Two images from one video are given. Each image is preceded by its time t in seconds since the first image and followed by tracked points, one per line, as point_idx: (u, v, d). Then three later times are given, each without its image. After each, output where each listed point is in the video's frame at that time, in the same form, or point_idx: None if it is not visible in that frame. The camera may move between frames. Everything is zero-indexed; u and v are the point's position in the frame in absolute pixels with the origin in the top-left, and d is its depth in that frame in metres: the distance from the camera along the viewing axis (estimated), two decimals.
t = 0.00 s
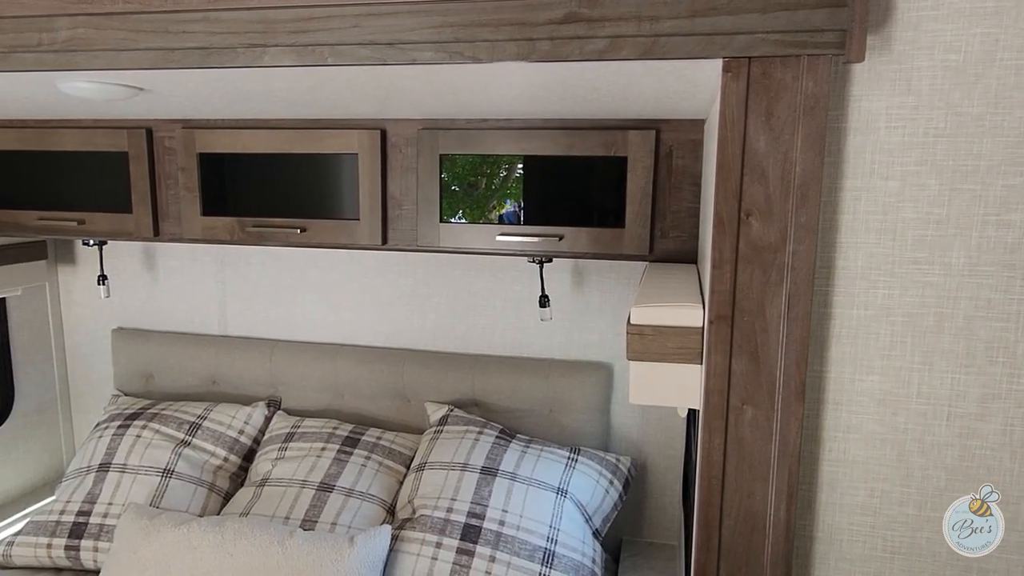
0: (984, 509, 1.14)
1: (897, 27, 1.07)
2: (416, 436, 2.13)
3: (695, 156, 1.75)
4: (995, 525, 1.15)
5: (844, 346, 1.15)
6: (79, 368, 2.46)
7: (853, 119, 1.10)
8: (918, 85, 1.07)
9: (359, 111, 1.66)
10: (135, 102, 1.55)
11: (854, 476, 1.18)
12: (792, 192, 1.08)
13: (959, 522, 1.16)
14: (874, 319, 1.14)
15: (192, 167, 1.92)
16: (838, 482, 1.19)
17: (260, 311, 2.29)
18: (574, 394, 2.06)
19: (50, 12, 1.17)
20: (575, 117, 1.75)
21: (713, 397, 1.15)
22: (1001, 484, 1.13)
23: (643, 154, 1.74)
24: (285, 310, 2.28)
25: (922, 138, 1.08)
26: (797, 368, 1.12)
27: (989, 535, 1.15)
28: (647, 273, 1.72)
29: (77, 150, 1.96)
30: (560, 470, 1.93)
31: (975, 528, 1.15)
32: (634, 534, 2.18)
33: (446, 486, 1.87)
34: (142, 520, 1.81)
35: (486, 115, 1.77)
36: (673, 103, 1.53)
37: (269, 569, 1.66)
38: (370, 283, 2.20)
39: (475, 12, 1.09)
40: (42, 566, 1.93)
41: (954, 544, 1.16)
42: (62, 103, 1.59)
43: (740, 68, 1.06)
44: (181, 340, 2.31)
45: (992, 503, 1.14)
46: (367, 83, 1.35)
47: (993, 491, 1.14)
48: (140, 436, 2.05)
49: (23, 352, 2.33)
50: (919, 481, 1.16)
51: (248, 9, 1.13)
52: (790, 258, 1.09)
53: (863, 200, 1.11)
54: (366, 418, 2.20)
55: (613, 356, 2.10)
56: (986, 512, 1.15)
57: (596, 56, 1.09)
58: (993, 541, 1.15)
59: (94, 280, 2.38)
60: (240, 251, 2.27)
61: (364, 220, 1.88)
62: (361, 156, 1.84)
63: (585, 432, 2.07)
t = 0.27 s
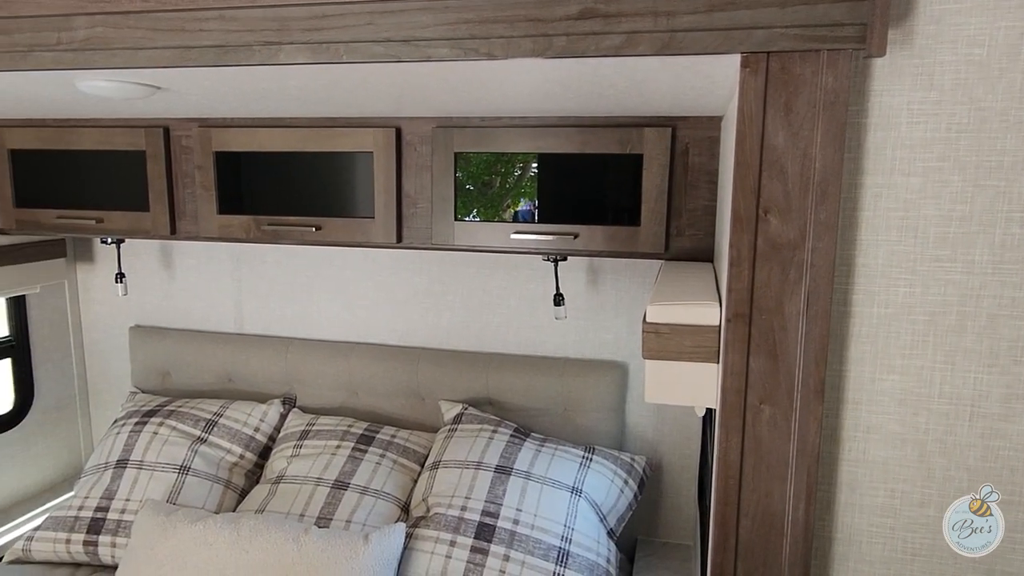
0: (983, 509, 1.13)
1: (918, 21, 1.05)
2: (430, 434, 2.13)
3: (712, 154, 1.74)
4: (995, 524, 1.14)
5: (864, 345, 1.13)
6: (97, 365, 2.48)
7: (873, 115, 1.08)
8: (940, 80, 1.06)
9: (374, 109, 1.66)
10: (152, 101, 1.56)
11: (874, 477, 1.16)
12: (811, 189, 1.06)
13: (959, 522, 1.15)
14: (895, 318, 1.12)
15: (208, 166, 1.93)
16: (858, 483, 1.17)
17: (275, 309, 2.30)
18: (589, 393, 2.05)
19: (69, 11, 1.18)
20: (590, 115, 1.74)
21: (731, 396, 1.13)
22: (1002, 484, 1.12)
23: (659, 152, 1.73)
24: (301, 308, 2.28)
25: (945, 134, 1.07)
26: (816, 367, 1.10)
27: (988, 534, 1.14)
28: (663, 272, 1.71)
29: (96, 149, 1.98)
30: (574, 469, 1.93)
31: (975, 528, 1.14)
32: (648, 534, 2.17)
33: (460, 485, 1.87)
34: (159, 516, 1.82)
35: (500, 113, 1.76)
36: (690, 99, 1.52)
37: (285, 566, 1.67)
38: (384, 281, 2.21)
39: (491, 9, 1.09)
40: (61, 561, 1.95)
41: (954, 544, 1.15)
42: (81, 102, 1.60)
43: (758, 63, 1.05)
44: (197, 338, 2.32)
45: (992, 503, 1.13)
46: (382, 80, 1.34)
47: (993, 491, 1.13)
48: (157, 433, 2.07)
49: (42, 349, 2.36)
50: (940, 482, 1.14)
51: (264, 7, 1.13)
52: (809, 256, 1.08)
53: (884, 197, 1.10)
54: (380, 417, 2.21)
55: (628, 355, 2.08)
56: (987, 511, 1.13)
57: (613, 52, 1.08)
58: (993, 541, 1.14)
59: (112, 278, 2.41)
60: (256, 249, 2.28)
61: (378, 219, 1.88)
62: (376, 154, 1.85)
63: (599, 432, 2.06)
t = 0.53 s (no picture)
0: (984, 509, 1.12)
1: (943, 14, 1.03)
2: (445, 432, 2.13)
3: (730, 151, 1.72)
4: (995, 524, 1.12)
5: (886, 344, 1.11)
6: (116, 362, 2.50)
7: (896, 110, 1.06)
8: (965, 74, 1.04)
9: (390, 107, 1.66)
10: (170, 99, 1.57)
11: (895, 478, 1.14)
12: (832, 185, 1.05)
13: (959, 522, 1.13)
14: (917, 316, 1.10)
15: (226, 164, 1.94)
16: (879, 484, 1.15)
17: (292, 307, 2.31)
18: (605, 392, 2.04)
19: (88, 10, 1.19)
20: (607, 112, 1.73)
21: (749, 395, 1.12)
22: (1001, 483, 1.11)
23: (676, 149, 1.72)
24: (317, 306, 2.29)
25: (970, 129, 1.04)
26: (837, 365, 1.08)
27: (988, 535, 1.12)
28: (680, 270, 1.69)
29: (116, 148, 1.99)
30: (590, 468, 1.92)
31: (975, 528, 1.13)
32: (664, 534, 2.16)
33: (475, 483, 1.86)
34: (176, 512, 1.83)
35: (516, 110, 1.75)
36: (708, 96, 1.51)
37: (301, 562, 1.68)
38: (400, 279, 2.21)
39: (507, 4, 1.08)
40: (80, 555, 1.97)
41: (954, 544, 1.14)
42: (100, 101, 1.62)
43: (778, 57, 1.03)
44: (214, 336, 2.34)
45: (992, 503, 1.12)
46: (398, 77, 1.34)
47: (993, 491, 1.11)
48: (175, 430, 2.08)
49: (62, 346, 2.38)
50: (964, 483, 1.12)
51: (280, 4, 1.13)
52: (830, 252, 1.06)
53: (907, 193, 1.08)
54: (396, 415, 2.21)
55: (644, 353, 2.07)
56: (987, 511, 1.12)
57: (630, 47, 1.06)
58: (993, 542, 1.12)
59: (131, 276, 2.43)
60: (272, 247, 2.29)
61: (394, 217, 1.88)
62: (392, 152, 1.85)
63: (615, 431, 2.05)
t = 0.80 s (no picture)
0: (984, 509, 1.11)
1: (967, 7, 1.02)
2: (459, 430, 2.13)
3: (747, 148, 1.70)
4: (995, 524, 1.11)
5: (907, 343, 1.09)
6: (133, 359, 2.52)
7: (918, 105, 1.04)
8: (989, 68, 1.02)
9: (405, 104, 1.66)
10: (186, 98, 1.58)
11: (916, 479, 1.13)
12: (852, 181, 1.03)
13: (959, 522, 1.12)
14: (939, 315, 1.08)
15: (241, 162, 1.95)
16: (899, 485, 1.13)
17: (306, 305, 2.32)
18: (619, 390, 2.03)
19: (105, 8, 1.20)
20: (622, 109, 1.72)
21: (767, 394, 1.11)
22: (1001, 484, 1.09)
23: (692, 146, 1.70)
24: (331, 304, 2.30)
25: (994, 124, 1.03)
26: (857, 365, 1.07)
27: (989, 535, 1.12)
28: (696, 268, 1.68)
29: (133, 146, 2.01)
30: (604, 468, 1.91)
31: (975, 528, 1.12)
32: (679, 534, 2.14)
33: (489, 482, 1.86)
34: (192, 509, 1.84)
35: (530, 108, 1.75)
36: (725, 92, 1.49)
37: (315, 559, 1.68)
38: (414, 277, 2.21)
39: None
40: (97, 551, 1.98)
41: (953, 544, 1.13)
42: (118, 99, 1.63)
43: (798, 52, 1.02)
44: (230, 333, 2.35)
45: (992, 503, 1.11)
46: (413, 74, 1.34)
47: (993, 491, 1.10)
48: (190, 427, 2.10)
49: (81, 343, 2.40)
50: (986, 485, 1.10)
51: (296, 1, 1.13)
52: (850, 250, 1.04)
53: (929, 189, 1.06)
54: (410, 413, 2.21)
55: (659, 352, 2.06)
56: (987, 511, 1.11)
57: (647, 42, 1.05)
58: (993, 542, 1.11)
59: (148, 274, 2.45)
60: (287, 245, 2.30)
61: (408, 214, 1.88)
62: (406, 150, 1.85)
63: (630, 430, 2.04)
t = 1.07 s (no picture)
0: (984, 509, 1.10)
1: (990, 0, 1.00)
2: (472, 429, 2.13)
3: (763, 145, 1.69)
4: (995, 524, 1.10)
5: (928, 342, 1.08)
6: (150, 356, 2.55)
7: (940, 100, 1.03)
8: (1013, 62, 1.00)
9: (419, 103, 1.66)
10: (202, 96, 1.59)
11: (936, 480, 1.11)
12: (872, 178, 1.01)
13: (959, 522, 1.11)
14: (961, 313, 1.06)
15: (256, 161, 1.96)
16: (919, 486, 1.12)
17: (320, 303, 2.33)
18: (633, 390, 2.02)
19: (122, 7, 1.20)
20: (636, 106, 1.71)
21: (785, 393, 1.09)
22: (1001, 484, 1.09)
23: (707, 143, 1.69)
24: (345, 303, 2.30)
25: (1018, 120, 1.01)
26: (877, 364, 1.05)
27: (988, 535, 1.10)
28: (711, 266, 1.66)
29: (149, 145, 2.02)
30: (618, 467, 1.90)
31: (975, 528, 1.11)
32: (693, 534, 2.13)
33: (502, 480, 1.86)
34: (207, 506, 1.85)
35: (544, 105, 1.74)
36: (741, 89, 1.48)
37: (328, 557, 1.68)
38: (428, 276, 2.21)
39: None
40: (114, 547, 2.00)
41: (953, 544, 1.12)
42: (134, 98, 1.64)
43: (817, 46, 1.00)
44: (244, 331, 2.36)
45: (992, 503, 1.10)
46: (427, 72, 1.34)
47: (993, 491, 1.09)
48: (206, 424, 2.11)
49: (98, 341, 2.42)
50: (1008, 487, 1.08)
51: None
52: (870, 247, 1.03)
53: (951, 186, 1.04)
54: (423, 411, 2.21)
55: (674, 351, 2.04)
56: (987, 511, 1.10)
57: (663, 38, 1.04)
58: (994, 542, 1.10)
59: (164, 272, 2.46)
60: (302, 244, 2.30)
61: (422, 213, 1.88)
62: (420, 148, 1.84)
63: (644, 429, 2.03)
